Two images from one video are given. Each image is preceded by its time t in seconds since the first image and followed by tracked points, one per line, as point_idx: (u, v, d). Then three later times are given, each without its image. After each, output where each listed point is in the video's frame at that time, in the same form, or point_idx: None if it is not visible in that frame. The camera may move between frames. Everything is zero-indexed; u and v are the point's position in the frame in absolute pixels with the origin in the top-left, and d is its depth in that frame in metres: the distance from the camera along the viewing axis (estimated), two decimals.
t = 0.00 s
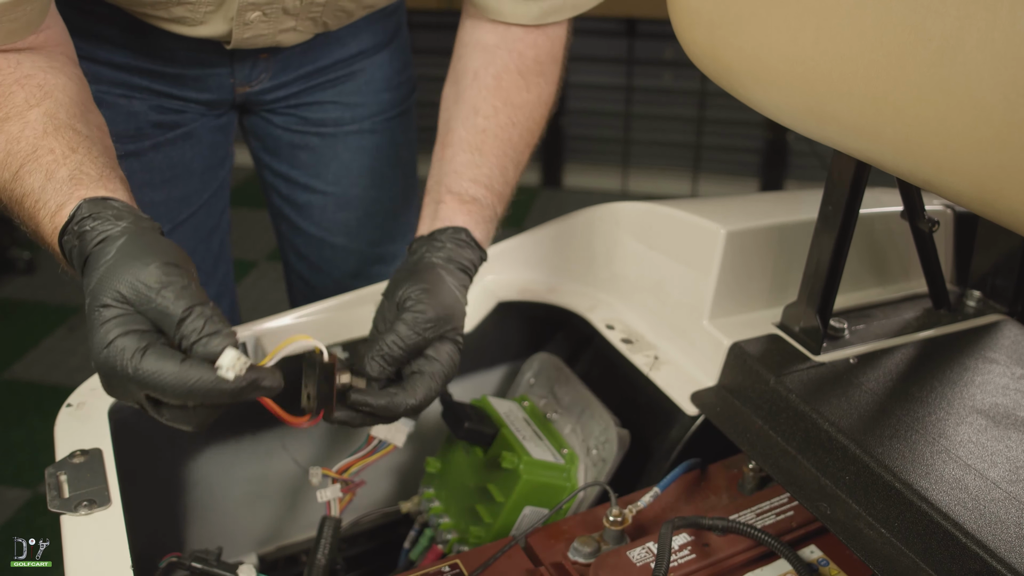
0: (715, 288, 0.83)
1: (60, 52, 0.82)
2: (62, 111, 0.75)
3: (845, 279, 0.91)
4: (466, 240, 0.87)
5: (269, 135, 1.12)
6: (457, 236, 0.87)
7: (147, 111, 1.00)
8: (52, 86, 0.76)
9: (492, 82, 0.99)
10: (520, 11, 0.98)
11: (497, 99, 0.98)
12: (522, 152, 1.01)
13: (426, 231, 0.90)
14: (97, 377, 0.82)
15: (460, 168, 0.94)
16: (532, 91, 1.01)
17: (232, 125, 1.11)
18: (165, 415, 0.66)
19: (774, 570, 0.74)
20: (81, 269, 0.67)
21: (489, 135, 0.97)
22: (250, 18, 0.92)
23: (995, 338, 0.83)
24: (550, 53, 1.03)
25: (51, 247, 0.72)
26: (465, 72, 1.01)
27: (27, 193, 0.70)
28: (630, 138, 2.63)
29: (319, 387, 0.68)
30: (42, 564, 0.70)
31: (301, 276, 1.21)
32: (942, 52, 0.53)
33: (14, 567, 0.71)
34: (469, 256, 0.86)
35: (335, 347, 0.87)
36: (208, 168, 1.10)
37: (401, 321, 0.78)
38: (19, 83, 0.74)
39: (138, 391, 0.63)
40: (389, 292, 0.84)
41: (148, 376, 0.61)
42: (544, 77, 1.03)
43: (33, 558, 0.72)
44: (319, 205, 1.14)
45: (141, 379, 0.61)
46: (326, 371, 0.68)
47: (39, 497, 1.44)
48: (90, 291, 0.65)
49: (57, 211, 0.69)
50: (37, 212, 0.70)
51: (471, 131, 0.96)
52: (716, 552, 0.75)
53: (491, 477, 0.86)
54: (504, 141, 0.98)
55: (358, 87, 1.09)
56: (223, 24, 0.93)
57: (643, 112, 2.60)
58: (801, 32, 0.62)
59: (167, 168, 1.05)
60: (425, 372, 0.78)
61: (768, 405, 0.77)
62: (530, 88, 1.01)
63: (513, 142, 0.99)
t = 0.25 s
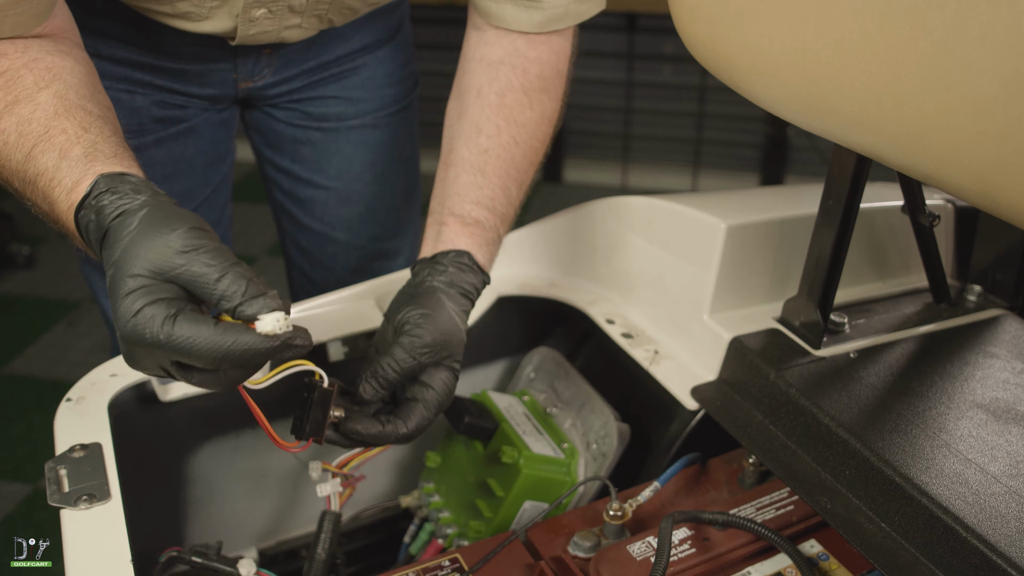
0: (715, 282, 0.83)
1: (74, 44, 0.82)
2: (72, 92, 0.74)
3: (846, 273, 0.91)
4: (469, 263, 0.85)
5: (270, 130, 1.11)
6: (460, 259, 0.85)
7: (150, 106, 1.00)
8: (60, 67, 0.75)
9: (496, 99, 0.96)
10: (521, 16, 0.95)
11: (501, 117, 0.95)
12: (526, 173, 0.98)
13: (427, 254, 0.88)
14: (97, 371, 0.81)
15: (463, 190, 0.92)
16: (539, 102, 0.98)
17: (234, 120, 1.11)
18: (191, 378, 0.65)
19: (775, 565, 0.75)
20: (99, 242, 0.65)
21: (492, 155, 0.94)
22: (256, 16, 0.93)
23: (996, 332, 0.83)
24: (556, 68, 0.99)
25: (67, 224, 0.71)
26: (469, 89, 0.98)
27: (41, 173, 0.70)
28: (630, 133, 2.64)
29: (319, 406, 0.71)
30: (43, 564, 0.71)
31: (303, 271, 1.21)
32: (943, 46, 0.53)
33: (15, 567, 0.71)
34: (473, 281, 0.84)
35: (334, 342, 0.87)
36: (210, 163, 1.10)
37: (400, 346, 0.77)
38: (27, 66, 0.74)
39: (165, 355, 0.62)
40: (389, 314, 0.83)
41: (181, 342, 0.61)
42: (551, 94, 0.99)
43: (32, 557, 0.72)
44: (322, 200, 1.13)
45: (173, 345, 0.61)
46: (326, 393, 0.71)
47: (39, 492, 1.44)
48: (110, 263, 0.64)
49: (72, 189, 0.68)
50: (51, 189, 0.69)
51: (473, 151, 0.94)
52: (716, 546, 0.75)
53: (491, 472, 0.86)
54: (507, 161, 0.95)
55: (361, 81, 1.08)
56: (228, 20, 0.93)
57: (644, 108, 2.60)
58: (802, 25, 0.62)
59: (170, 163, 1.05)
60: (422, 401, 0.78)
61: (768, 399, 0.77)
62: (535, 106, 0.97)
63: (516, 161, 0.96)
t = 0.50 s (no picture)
0: (716, 276, 0.83)
1: (69, 37, 0.81)
2: (78, 91, 0.74)
3: (846, 267, 0.91)
4: (482, 285, 0.85)
5: (272, 124, 1.11)
6: (472, 282, 0.85)
7: (151, 100, 1.00)
8: (63, 64, 0.75)
9: (506, 118, 0.92)
10: (522, 24, 0.91)
11: (512, 136, 0.91)
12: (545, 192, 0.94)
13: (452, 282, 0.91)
14: (97, 364, 0.81)
15: (477, 216, 0.90)
16: (553, 115, 0.93)
17: (235, 113, 1.11)
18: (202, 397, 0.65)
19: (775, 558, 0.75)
20: (122, 247, 0.65)
21: (505, 176, 0.91)
22: (259, 16, 0.93)
23: (996, 326, 0.83)
24: (565, 81, 0.94)
25: (76, 225, 0.70)
26: (480, 108, 0.94)
27: (49, 171, 0.69)
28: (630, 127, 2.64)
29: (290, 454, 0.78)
30: (43, 565, 0.70)
31: (304, 264, 1.21)
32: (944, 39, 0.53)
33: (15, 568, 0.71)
34: (491, 303, 0.85)
35: (334, 337, 0.86)
36: (212, 157, 1.09)
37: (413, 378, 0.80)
38: (30, 60, 0.74)
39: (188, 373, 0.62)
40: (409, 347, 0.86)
41: (210, 364, 0.61)
42: (563, 108, 0.94)
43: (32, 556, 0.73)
44: (323, 194, 1.12)
45: (200, 367, 0.61)
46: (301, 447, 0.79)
47: (39, 486, 1.44)
48: (137, 269, 0.64)
49: (84, 191, 0.67)
50: (60, 189, 0.69)
51: (486, 175, 0.91)
52: (716, 540, 0.75)
53: (491, 466, 0.86)
54: (522, 184, 0.91)
55: (361, 74, 1.08)
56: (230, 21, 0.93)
57: (644, 101, 2.61)
58: (803, 18, 0.62)
59: (172, 157, 1.04)
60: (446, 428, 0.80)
61: (768, 393, 0.77)
62: (548, 121, 0.93)
63: (532, 180, 0.91)
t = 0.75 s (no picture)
0: (716, 267, 0.83)
1: (59, 27, 0.79)
2: (82, 108, 0.74)
3: (847, 258, 0.90)
4: (459, 316, 0.86)
5: (272, 115, 1.11)
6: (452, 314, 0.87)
7: (151, 91, 0.99)
8: (66, 77, 0.74)
9: (505, 146, 0.87)
10: (523, 38, 0.84)
11: (509, 165, 0.87)
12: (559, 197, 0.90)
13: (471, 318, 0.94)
14: (97, 355, 0.81)
15: (471, 251, 0.88)
16: (555, 142, 0.87)
17: (234, 105, 1.10)
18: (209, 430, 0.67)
19: (775, 549, 0.75)
20: (133, 283, 0.67)
21: (500, 208, 0.87)
22: (263, 16, 0.93)
23: (997, 317, 0.83)
24: (571, 104, 0.86)
25: (76, 247, 0.72)
26: (483, 134, 0.89)
27: (53, 194, 0.70)
28: (630, 119, 2.64)
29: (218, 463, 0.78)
30: (43, 565, 0.70)
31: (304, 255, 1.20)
32: (947, 28, 0.53)
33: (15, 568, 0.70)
34: (465, 332, 0.85)
35: (335, 328, 0.86)
36: (211, 148, 1.09)
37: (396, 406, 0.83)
38: (33, 71, 0.72)
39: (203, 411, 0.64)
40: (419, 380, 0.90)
41: (229, 406, 0.63)
42: (569, 133, 0.88)
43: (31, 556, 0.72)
44: (323, 184, 1.12)
45: (218, 407, 0.63)
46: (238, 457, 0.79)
47: (39, 478, 1.44)
48: (153, 307, 0.65)
49: (90, 224, 0.69)
50: (63, 215, 0.70)
51: (482, 207, 0.88)
52: (716, 531, 0.76)
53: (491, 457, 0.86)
54: (519, 218, 0.87)
55: (360, 65, 1.07)
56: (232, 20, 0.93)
57: (644, 93, 2.61)
58: (805, 7, 0.61)
59: (170, 148, 1.03)
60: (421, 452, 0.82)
61: (768, 384, 0.77)
62: (548, 148, 0.87)
63: (528, 210, 0.87)
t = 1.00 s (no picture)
0: (715, 257, 0.83)
1: (57, 15, 0.79)
2: (82, 98, 0.74)
3: (848, 248, 0.90)
4: (423, 338, 0.85)
5: (272, 103, 1.10)
6: (419, 334, 0.86)
7: (151, 79, 0.99)
8: (66, 66, 0.74)
9: (475, 171, 0.84)
10: (501, 49, 0.80)
11: (478, 191, 0.84)
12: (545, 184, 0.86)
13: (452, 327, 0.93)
14: (96, 345, 0.81)
15: (440, 275, 0.86)
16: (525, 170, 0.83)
17: (235, 94, 1.10)
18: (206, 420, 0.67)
19: (775, 538, 0.75)
20: (130, 278, 0.65)
21: (468, 233, 0.85)
22: (263, 11, 0.92)
23: (998, 307, 0.83)
24: (544, 129, 0.83)
25: (77, 241, 0.70)
26: (456, 155, 0.87)
27: (52, 184, 0.69)
28: (631, 110, 2.64)
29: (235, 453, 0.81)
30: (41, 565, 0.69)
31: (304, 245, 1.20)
32: (949, 14, 0.53)
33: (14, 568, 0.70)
34: (426, 355, 0.83)
35: (335, 318, 0.85)
36: (211, 136, 1.08)
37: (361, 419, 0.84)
38: (34, 60, 0.72)
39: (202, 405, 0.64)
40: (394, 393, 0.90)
41: (228, 401, 0.63)
42: (539, 160, 0.84)
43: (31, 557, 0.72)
44: (324, 173, 1.12)
45: (217, 402, 0.63)
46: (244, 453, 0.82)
47: (40, 467, 1.44)
48: (151, 303, 0.64)
49: (89, 214, 0.68)
50: (64, 207, 0.69)
51: (451, 231, 0.86)
52: (716, 520, 0.76)
53: (491, 447, 0.86)
54: (484, 244, 0.84)
55: (361, 54, 1.07)
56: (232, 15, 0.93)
57: (643, 83, 2.60)
58: None
59: (172, 136, 1.03)
60: (379, 466, 0.83)
61: (768, 373, 0.77)
62: (516, 175, 0.83)
63: (493, 237, 0.84)
